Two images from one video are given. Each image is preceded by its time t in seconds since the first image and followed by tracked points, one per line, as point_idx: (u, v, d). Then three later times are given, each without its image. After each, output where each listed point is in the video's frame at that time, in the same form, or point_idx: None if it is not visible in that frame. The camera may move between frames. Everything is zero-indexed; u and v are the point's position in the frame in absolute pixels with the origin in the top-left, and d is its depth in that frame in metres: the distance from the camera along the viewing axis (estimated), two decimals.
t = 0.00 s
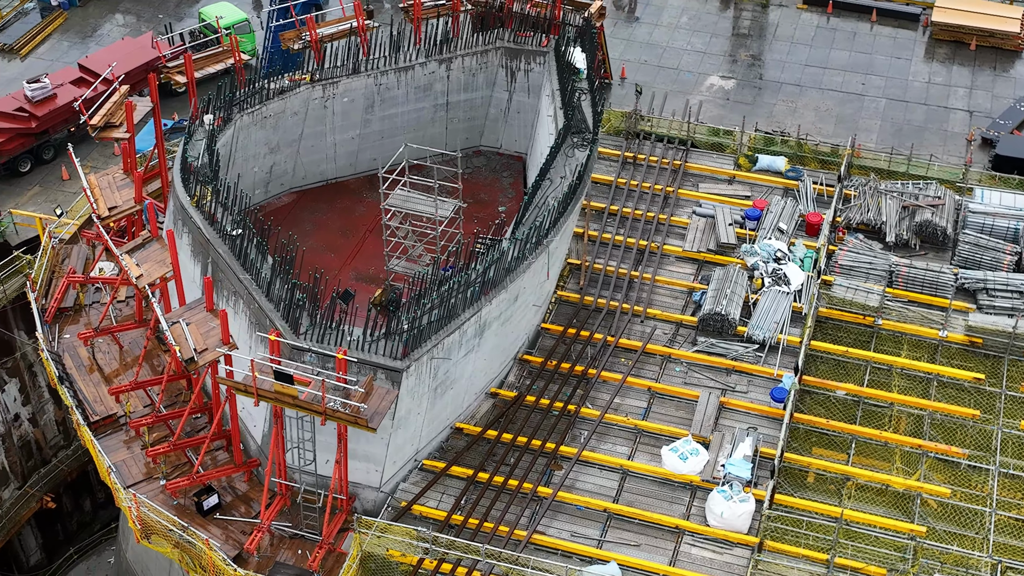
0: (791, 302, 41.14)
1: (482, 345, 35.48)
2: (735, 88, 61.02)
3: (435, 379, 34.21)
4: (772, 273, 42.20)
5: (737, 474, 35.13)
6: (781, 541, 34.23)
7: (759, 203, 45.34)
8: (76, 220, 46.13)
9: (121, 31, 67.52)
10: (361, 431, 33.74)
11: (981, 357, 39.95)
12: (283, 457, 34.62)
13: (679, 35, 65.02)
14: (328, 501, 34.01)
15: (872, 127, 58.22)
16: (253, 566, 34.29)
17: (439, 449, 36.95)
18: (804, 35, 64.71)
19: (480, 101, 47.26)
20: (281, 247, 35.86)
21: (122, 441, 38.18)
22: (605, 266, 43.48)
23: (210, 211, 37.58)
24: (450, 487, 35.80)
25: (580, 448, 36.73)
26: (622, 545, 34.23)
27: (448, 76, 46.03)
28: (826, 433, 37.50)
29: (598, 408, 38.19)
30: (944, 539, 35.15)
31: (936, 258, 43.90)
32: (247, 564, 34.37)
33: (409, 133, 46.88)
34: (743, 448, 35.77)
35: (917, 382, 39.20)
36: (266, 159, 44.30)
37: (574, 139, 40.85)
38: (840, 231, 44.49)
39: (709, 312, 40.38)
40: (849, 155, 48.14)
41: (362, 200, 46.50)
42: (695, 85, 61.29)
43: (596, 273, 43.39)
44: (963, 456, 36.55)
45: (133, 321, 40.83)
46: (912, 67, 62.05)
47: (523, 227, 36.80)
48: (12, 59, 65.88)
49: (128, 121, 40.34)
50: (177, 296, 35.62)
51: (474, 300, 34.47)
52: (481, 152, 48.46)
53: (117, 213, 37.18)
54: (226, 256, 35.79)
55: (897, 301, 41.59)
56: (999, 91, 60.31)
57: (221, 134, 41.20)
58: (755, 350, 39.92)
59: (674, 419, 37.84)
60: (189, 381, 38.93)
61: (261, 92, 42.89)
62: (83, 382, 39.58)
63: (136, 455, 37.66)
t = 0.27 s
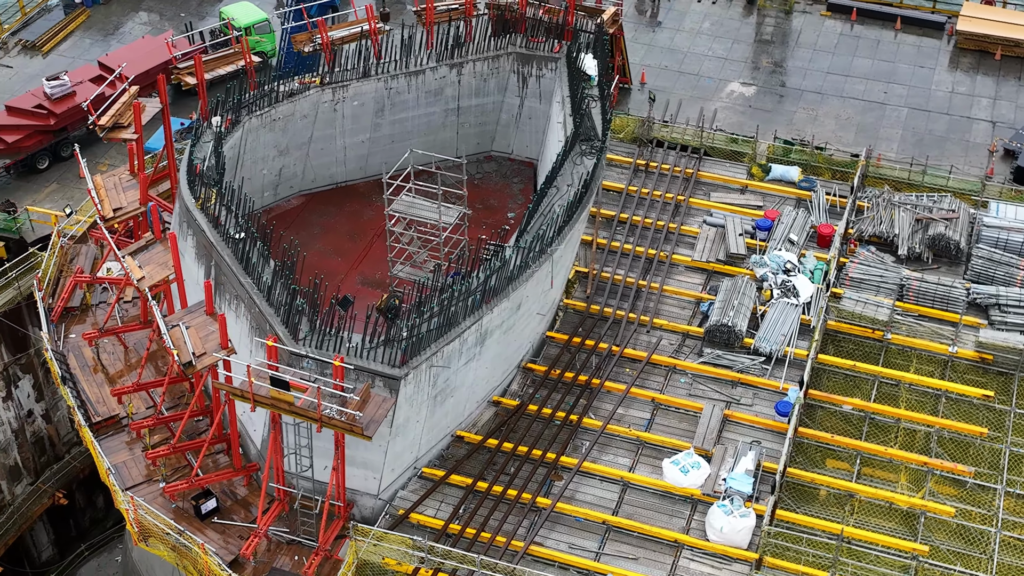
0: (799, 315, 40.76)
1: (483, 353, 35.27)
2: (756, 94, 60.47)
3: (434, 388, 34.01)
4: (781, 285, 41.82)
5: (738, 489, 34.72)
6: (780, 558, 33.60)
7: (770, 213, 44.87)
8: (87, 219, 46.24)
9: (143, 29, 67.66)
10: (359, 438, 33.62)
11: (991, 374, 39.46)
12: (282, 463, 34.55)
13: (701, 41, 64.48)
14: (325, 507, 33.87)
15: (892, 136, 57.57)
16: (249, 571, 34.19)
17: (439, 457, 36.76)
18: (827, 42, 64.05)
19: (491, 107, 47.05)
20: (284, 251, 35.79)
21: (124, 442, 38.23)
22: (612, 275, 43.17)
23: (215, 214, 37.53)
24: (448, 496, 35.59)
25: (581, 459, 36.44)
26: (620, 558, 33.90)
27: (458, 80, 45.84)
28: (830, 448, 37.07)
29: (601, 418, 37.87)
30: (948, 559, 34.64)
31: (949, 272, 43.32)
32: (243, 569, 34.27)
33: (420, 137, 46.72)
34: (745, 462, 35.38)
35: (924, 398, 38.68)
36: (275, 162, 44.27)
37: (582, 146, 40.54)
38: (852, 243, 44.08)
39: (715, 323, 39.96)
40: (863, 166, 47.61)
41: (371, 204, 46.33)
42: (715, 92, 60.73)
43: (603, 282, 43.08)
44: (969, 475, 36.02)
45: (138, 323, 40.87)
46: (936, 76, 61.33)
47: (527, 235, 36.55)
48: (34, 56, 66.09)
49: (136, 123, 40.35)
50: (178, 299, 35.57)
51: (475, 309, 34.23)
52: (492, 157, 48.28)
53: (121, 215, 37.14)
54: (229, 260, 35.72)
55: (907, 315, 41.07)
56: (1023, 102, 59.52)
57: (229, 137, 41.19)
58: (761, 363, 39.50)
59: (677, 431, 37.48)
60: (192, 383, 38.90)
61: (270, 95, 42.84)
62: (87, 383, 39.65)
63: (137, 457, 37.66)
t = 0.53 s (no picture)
0: (807, 327, 40.32)
1: (483, 361, 35.03)
2: (776, 101, 59.83)
3: (433, 396, 33.78)
4: (790, 296, 41.39)
5: (738, 503, 34.37)
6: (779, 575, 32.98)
7: (780, 224, 44.43)
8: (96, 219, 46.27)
9: (164, 27, 67.76)
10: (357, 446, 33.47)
11: (1000, 391, 38.89)
12: (279, 468, 34.43)
13: (722, 47, 64.02)
14: (321, 514, 33.73)
15: (913, 145, 56.83)
16: None
17: (438, 465, 36.56)
18: (850, 49, 63.37)
19: (502, 112, 46.85)
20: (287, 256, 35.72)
21: (124, 444, 38.24)
22: (619, 284, 42.90)
23: (219, 217, 37.48)
24: (446, 504, 35.37)
25: (581, 469, 36.14)
26: (616, 572, 33.62)
27: (469, 85, 45.64)
28: (834, 464, 36.70)
29: (602, 429, 37.57)
30: None
31: (961, 286, 42.72)
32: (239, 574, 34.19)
33: (430, 141, 46.55)
34: (746, 476, 34.98)
35: (931, 414, 38.22)
36: (284, 164, 44.23)
37: (590, 154, 40.28)
38: (863, 255, 43.61)
39: (721, 335, 39.62)
40: (877, 177, 47.10)
41: (379, 208, 46.21)
42: (734, 98, 60.09)
43: (610, 290, 42.78)
44: (974, 494, 35.59)
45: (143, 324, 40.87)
46: (959, 86, 60.53)
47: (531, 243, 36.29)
48: (55, 53, 66.31)
49: (142, 124, 40.37)
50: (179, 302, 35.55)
51: (476, 317, 33.98)
52: (502, 162, 48.10)
53: (125, 216, 37.14)
54: (231, 263, 35.64)
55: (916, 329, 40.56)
56: None
57: (236, 139, 41.14)
58: (767, 375, 39.09)
59: (680, 443, 37.14)
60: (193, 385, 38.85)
61: (279, 97, 42.76)
62: (90, 383, 39.68)
63: (137, 459, 37.63)
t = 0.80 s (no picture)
0: (815, 340, 39.87)
1: (484, 370, 34.81)
2: (796, 109, 58.75)
3: (432, 404, 33.57)
4: (798, 309, 40.96)
5: (738, 519, 33.92)
6: None
7: (791, 235, 43.95)
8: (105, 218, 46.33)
9: (186, 26, 67.65)
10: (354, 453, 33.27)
11: (1009, 409, 38.39)
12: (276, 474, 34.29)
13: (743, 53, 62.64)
14: (317, 520, 33.62)
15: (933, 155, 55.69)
16: None
17: (438, 472, 36.37)
18: (872, 57, 62.11)
19: (512, 117, 46.58)
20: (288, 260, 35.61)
21: (126, 445, 38.25)
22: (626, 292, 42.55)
23: (223, 220, 37.39)
24: (444, 513, 35.17)
25: (581, 480, 35.85)
26: None
27: (479, 90, 45.41)
28: (838, 480, 36.27)
29: (604, 440, 37.25)
30: None
31: (972, 301, 42.15)
32: None
33: (440, 146, 46.31)
34: (747, 491, 34.51)
35: (938, 431, 37.74)
36: (292, 167, 44.16)
37: (597, 162, 40.12)
38: (874, 268, 43.12)
39: (727, 346, 39.23)
40: (891, 188, 46.51)
41: (387, 212, 46.10)
42: (754, 105, 59.09)
43: (616, 299, 42.48)
44: (979, 513, 35.09)
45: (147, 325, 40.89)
46: (982, 95, 59.23)
47: (534, 251, 36.05)
48: (76, 50, 66.25)
49: (150, 125, 40.32)
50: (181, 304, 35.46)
51: (476, 325, 33.75)
52: (513, 168, 47.86)
53: (128, 218, 37.05)
54: (233, 267, 35.54)
55: (925, 344, 40.05)
56: None
57: (244, 141, 41.09)
58: (772, 388, 38.67)
59: (682, 455, 36.78)
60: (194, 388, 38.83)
61: (287, 100, 42.67)
62: (93, 383, 39.73)
63: (136, 461, 37.59)
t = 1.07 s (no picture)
0: (822, 353, 39.45)
1: (484, 378, 34.58)
2: (816, 117, 57.47)
3: (430, 412, 33.34)
4: (805, 321, 40.52)
5: (737, 533, 33.53)
6: None
7: (801, 246, 43.48)
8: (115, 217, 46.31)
9: (208, 24, 67.48)
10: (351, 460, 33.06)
11: (1017, 427, 37.86)
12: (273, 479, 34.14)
13: (764, 59, 61.39)
14: (312, 526, 33.48)
15: (954, 166, 54.44)
16: None
17: (437, 480, 36.15)
18: (894, 66, 60.66)
19: (522, 123, 46.32)
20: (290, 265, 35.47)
21: (126, 446, 38.25)
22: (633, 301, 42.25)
23: (227, 223, 37.30)
24: (441, 521, 34.94)
25: (580, 491, 35.56)
26: None
27: (489, 95, 45.18)
28: (841, 496, 35.84)
29: (605, 450, 36.93)
30: None
31: (984, 316, 41.60)
32: None
33: (450, 151, 46.07)
34: (747, 506, 34.15)
35: (944, 448, 37.23)
36: (300, 170, 44.09)
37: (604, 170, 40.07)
38: (884, 281, 42.59)
39: (731, 358, 38.84)
40: (904, 200, 45.90)
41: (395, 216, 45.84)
42: (774, 112, 57.86)
43: (622, 308, 42.18)
44: (983, 533, 34.60)
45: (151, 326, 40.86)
46: (1005, 105, 57.88)
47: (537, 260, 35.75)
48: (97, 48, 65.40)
49: (157, 127, 40.31)
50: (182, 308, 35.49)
51: (476, 333, 33.51)
52: (523, 173, 47.52)
53: (132, 220, 37.07)
54: (234, 271, 35.44)
55: (934, 359, 39.49)
56: None
57: (251, 144, 41.02)
58: (777, 402, 38.25)
59: (683, 468, 36.44)
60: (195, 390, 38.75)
61: (295, 103, 42.59)
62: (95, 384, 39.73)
63: (136, 463, 37.52)
